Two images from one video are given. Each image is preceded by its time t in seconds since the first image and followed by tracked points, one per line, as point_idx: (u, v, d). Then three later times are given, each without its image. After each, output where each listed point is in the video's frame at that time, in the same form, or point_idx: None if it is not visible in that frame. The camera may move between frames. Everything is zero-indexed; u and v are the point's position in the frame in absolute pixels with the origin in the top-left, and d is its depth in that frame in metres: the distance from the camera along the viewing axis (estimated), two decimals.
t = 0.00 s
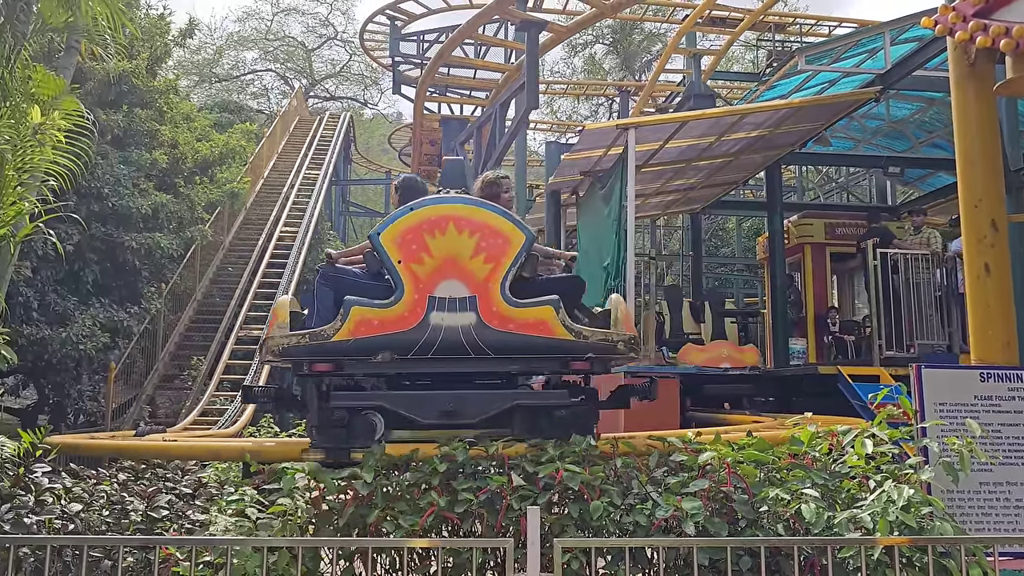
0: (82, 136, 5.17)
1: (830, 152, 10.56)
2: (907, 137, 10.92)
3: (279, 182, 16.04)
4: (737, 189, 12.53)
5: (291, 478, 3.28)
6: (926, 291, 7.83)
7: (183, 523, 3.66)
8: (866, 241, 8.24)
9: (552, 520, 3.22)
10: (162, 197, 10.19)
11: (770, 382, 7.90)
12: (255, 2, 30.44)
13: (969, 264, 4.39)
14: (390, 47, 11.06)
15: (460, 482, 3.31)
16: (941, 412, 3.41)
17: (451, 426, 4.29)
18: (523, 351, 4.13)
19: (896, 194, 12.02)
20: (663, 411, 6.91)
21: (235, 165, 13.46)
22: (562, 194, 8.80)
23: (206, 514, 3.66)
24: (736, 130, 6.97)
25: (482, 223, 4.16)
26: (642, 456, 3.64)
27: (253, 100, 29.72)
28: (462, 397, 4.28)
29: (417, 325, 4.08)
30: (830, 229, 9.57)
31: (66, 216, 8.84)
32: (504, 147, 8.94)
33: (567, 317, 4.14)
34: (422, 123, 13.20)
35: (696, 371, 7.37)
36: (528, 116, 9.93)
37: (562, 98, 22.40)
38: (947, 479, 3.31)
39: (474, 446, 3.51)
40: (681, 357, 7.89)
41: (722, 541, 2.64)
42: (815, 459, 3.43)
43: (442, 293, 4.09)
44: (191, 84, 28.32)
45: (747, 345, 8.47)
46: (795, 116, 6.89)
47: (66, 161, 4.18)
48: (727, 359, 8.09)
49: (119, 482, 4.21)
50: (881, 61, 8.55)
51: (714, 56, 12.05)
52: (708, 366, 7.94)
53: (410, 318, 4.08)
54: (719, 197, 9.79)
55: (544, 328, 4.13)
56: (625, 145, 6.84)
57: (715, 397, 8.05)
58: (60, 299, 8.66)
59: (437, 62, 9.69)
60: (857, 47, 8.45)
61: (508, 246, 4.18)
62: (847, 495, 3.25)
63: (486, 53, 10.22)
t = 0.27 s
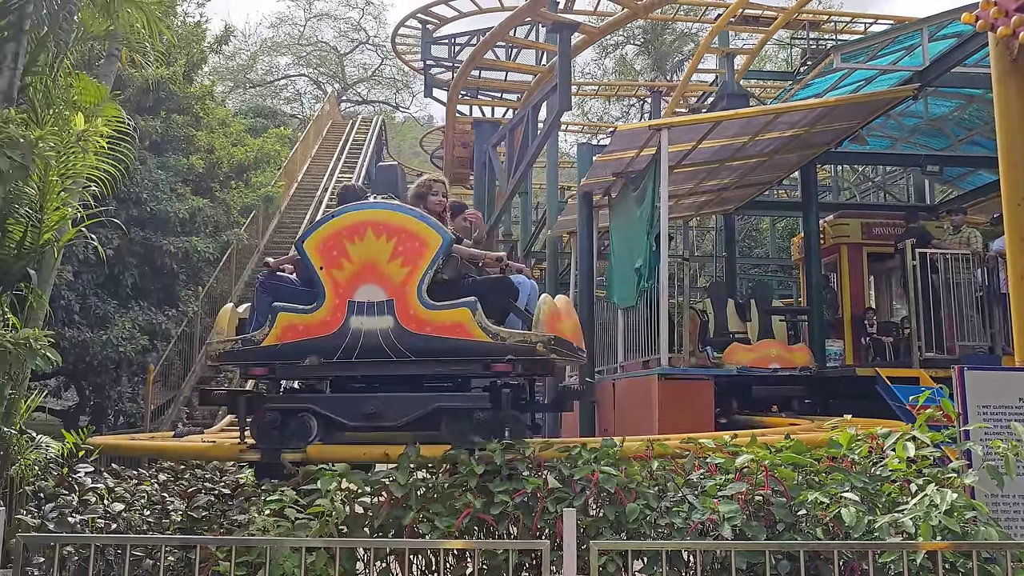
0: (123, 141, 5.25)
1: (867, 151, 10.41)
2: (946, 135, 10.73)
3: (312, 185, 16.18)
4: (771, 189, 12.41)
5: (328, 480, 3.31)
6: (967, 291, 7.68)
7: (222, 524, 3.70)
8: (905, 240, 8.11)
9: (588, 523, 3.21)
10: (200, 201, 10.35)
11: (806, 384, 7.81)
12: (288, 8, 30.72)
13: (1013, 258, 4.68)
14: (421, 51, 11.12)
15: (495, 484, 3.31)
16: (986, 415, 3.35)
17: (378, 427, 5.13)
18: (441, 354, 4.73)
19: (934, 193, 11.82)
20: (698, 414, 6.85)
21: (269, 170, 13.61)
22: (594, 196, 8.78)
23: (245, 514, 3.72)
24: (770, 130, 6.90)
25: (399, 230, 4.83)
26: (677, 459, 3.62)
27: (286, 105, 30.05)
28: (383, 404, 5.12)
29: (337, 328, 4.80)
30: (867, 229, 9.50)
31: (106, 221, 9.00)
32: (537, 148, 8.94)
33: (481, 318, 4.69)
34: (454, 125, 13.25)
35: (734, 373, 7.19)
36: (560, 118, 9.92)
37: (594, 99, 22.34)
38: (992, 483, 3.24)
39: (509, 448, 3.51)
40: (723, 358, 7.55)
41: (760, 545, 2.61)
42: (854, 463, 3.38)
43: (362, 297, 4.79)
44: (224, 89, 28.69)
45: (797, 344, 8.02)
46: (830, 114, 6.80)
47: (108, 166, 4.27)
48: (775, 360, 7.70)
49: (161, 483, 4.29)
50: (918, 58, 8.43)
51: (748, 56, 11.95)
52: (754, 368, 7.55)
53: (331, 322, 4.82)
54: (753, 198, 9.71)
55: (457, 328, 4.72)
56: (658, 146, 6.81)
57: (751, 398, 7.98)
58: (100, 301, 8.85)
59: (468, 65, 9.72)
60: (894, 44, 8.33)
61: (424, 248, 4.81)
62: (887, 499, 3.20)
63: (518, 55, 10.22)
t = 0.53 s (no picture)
0: (159, 147, 5.34)
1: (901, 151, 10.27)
2: (983, 134, 10.57)
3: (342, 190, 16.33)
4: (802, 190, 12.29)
5: (361, 482, 3.34)
6: (1005, 293, 7.55)
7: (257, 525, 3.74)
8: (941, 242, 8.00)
9: (620, 526, 3.20)
10: (232, 206, 10.48)
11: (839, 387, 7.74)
12: (318, 14, 31.01)
13: None
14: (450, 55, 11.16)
15: (527, 486, 3.31)
16: None
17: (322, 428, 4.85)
18: (364, 359, 4.68)
19: (971, 193, 11.64)
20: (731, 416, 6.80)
21: (301, 175, 13.76)
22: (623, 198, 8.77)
23: (280, 514, 3.76)
24: (802, 130, 6.84)
25: (325, 238, 4.81)
26: (710, 462, 3.59)
27: (316, 110, 30.36)
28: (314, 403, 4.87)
29: (272, 335, 4.84)
30: (902, 229, 9.43)
31: (141, 226, 9.14)
32: (566, 151, 8.95)
33: (398, 323, 4.62)
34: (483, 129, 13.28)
35: (767, 376, 7.11)
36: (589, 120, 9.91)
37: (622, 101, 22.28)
38: None
39: (541, 451, 3.51)
40: (762, 361, 7.39)
41: (796, 549, 2.59)
42: (891, 466, 3.33)
43: (293, 306, 4.80)
44: (257, 95, 29.09)
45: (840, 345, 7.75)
46: (863, 113, 6.72)
47: (144, 172, 4.36)
48: (818, 362, 7.49)
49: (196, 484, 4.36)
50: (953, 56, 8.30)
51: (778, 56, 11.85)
52: (795, 371, 7.39)
53: (268, 330, 4.86)
54: (785, 199, 9.62)
55: (377, 334, 4.66)
56: (688, 147, 6.78)
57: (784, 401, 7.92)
58: (136, 305, 9.02)
59: (497, 69, 9.74)
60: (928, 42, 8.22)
61: (348, 256, 4.77)
62: (925, 504, 3.16)
63: (546, 58, 10.22)
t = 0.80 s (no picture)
0: (189, 153, 5.40)
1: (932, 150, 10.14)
2: (1016, 132, 10.40)
3: (369, 194, 16.43)
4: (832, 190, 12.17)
5: (390, 484, 3.35)
6: None
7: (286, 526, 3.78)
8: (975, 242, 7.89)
9: (650, 528, 3.19)
10: (260, 210, 10.58)
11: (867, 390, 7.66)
12: (344, 19, 31.22)
13: None
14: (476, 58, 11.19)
15: (556, 488, 3.31)
16: None
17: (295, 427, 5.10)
18: (305, 363, 5.05)
19: (1004, 192, 11.46)
20: (760, 418, 6.73)
21: (328, 179, 13.87)
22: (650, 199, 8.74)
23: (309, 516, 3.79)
24: (832, 130, 6.77)
25: (269, 250, 5.22)
26: (740, 464, 3.57)
27: (343, 114, 30.59)
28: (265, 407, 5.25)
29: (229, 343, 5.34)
30: (934, 229, 9.32)
31: (173, 231, 9.26)
32: (592, 153, 8.94)
33: (325, 327, 4.96)
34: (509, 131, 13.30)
35: (797, 378, 7.05)
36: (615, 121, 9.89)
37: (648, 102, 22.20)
38: None
39: (570, 452, 3.51)
40: (794, 362, 7.34)
41: (829, 554, 2.56)
42: (925, 470, 3.29)
43: (242, 315, 5.26)
44: (284, 100, 29.35)
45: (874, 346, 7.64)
46: (894, 112, 6.63)
47: (174, 177, 4.43)
48: (852, 364, 7.42)
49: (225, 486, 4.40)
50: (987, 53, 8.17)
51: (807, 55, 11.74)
52: (828, 372, 7.33)
53: (225, 338, 5.35)
54: (813, 200, 9.53)
55: (311, 339, 5.02)
56: (715, 148, 6.75)
57: (814, 404, 7.85)
58: (167, 308, 9.15)
59: (523, 71, 9.74)
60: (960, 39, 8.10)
61: (287, 267, 5.15)
62: (960, 508, 3.12)
63: (572, 60, 10.22)
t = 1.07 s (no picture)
0: (215, 156, 5.45)
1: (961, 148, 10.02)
2: None
3: (392, 196, 16.50)
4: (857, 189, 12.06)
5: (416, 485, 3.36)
6: None
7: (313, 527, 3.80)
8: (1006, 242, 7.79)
9: (675, 531, 3.17)
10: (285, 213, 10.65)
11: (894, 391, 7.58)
12: (367, 23, 31.37)
13: None
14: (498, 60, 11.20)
15: (581, 489, 3.30)
16: None
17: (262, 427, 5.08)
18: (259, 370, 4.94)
19: None
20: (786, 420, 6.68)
21: (351, 182, 13.95)
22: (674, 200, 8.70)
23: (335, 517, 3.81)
24: (858, 128, 6.70)
25: (230, 262, 5.12)
26: (765, 466, 3.55)
27: (366, 117, 30.76)
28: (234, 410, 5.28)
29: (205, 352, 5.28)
30: (962, 228, 9.23)
31: (199, 234, 9.36)
32: (615, 154, 8.92)
33: (274, 335, 4.81)
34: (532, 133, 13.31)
35: (823, 379, 6.98)
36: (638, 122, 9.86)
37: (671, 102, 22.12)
38: None
39: (595, 454, 3.50)
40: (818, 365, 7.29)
41: (857, 556, 2.53)
42: (955, 472, 3.26)
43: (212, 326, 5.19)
44: (307, 104, 29.54)
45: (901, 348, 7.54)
46: (922, 110, 6.55)
47: (200, 181, 4.47)
48: (878, 365, 7.32)
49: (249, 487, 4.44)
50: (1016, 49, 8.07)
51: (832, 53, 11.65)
52: (853, 373, 7.24)
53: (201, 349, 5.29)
54: (839, 199, 9.46)
55: (262, 347, 4.89)
56: (739, 148, 6.70)
57: (841, 405, 7.78)
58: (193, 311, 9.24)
59: (545, 73, 9.73)
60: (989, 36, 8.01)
61: (244, 277, 5.04)
62: (991, 511, 3.09)
63: (594, 61, 10.21)
